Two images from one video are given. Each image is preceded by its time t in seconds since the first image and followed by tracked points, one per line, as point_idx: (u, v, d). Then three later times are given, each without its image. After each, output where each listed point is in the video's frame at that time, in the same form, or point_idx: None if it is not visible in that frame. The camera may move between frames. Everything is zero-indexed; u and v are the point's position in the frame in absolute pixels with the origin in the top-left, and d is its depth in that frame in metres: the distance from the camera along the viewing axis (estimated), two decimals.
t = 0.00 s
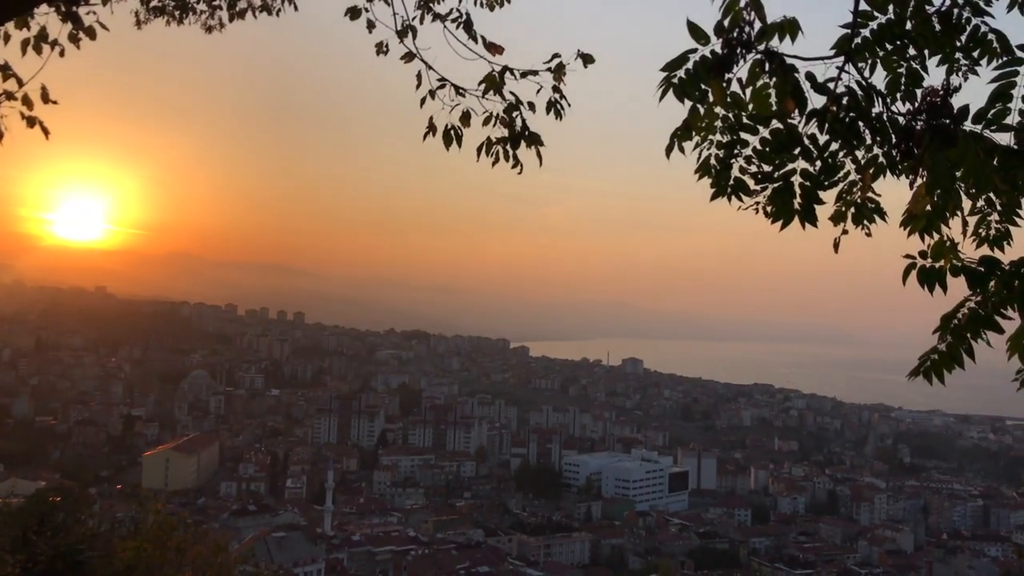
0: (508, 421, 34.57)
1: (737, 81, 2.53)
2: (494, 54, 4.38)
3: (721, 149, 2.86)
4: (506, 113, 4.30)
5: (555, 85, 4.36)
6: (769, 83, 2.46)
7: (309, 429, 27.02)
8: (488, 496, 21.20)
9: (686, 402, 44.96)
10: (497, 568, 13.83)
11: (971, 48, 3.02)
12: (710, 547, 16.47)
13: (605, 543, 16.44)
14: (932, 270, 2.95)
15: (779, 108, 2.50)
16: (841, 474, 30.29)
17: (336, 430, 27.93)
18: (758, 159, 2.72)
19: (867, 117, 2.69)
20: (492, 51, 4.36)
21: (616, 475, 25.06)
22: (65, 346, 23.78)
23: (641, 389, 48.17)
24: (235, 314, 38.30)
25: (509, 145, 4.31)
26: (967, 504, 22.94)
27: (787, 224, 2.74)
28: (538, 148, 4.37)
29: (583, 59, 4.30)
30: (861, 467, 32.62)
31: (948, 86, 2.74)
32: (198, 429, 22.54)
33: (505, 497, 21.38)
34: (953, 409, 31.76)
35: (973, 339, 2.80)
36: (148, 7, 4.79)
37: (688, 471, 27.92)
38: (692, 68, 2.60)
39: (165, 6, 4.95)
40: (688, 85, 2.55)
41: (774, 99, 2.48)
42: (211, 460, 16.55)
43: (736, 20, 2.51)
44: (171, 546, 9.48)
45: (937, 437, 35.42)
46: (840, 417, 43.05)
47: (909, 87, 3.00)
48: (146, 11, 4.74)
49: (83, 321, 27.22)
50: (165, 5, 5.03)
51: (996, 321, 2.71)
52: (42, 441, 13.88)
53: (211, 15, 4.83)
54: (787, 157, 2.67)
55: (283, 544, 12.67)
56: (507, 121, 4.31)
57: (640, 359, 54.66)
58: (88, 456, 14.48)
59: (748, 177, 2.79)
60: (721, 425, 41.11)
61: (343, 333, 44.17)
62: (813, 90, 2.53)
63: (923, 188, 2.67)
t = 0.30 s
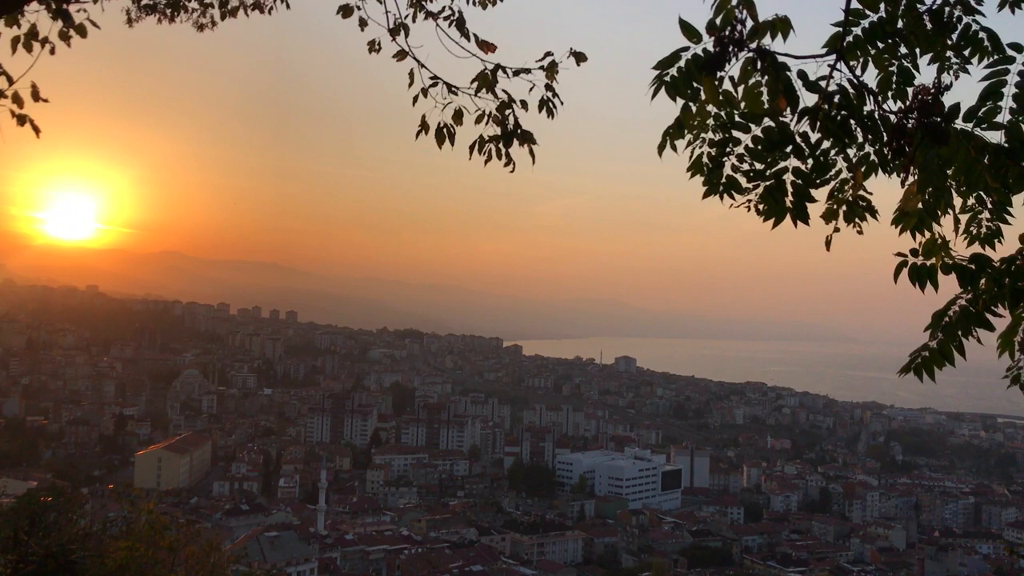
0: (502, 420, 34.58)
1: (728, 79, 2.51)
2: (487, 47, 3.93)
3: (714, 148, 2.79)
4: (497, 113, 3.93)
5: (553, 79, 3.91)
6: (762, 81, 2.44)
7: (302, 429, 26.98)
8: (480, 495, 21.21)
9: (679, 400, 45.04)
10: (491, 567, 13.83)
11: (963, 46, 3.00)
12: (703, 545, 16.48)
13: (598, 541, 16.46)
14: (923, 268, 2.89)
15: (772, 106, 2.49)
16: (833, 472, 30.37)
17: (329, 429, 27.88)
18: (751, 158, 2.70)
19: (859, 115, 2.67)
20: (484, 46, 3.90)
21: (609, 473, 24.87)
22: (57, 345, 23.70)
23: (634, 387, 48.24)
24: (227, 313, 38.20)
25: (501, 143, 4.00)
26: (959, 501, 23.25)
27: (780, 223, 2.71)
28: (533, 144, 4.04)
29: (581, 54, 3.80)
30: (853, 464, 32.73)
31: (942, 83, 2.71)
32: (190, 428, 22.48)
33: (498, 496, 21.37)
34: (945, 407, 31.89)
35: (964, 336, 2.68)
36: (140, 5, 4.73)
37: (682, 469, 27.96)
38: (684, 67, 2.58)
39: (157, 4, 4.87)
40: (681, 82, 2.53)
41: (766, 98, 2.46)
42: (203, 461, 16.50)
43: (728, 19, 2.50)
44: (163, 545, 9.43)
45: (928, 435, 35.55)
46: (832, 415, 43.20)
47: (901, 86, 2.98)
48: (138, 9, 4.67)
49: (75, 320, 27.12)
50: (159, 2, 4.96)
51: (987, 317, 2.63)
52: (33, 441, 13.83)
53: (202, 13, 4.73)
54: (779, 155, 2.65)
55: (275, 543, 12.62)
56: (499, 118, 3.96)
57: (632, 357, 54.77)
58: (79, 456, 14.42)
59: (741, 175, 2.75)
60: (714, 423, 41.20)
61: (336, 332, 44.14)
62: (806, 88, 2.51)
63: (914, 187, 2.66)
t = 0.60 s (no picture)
0: (494, 418, 34.60)
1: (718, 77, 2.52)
2: (478, 46, 3.83)
3: (704, 145, 2.78)
4: (488, 109, 3.85)
5: (543, 77, 3.80)
6: (751, 79, 2.45)
7: (294, 428, 26.93)
8: (473, 493, 21.22)
9: (671, 398, 45.11)
10: (484, 565, 13.83)
11: (951, 44, 3.01)
12: (695, 542, 16.49)
13: (590, 538, 16.47)
14: (914, 265, 2.89)
15: (762, 104, 2.50)
16: (825, 469, 30.47)
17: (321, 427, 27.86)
18: (740, 154, 2.70)
19: (849, 111, 2.67)
20: (475, 44, 3.81)
21: (601, 471, 25.01)
22: (47, 344, 23.63)
23: (626, 385, 48.31)
24: (218, 311, 38.12)
25: (492, 140, 3.90)
26: (949, 498, 23.45)
27: (771, 219, 2.69)
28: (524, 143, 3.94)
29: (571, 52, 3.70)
30: (844, 462, 32.80)
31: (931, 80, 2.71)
32: (182, 426, 22.46)
33: (490, 494, 21.37)
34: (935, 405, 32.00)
35: (954, 332, 2.62)
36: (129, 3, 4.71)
37: (674, 466, 28.00)
38: (675, 63, 2.59)
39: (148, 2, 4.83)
40: (671, 79, 2.54)
41: (756, 95, 2.48)
42: (195, 459, 16.48)
43: (719, 15, 2.50)
44: (154, 544, 9.40)
45: (919, 433, 35.68)
46: (824, 413, 43.33)
47: (891, 83, 2.99)
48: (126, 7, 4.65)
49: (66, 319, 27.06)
50: None
51: (976, 314, 2.60)
52: (23, 440, 13.79)
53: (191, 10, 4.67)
54: (769, 151, 2.65)
55: (268, 541, 12.61)
56: (490, 115, 3.87)
57: (624, 355, 54.81)
58: (70, 455, 14.40)
59: (731, 172, 2.75)
60: (705, 421, 41.29)
61: (328, 330, 44.10)
62: (796, 85, 2.51)
63: (904, 184, 2.66)
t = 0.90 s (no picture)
0: (485, 416, 34.61)
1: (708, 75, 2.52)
2: (469, 43, 3.83)
3: (694, 142, 2.78)
4: (479, 106, 3.85)
5: (534, 75, 3.79)
6: (741, 76, 2.45)
7: (284, 426, 26.87)
8: (464, 491, 21.22)
9: (662, 395, 45.19)
10: (475, 563, 13.82)
11: (941, 41, 3.02)
12: (686, 539, 16.52)
13: (581, 536, 16.49)
14: (903, 262, 2.89)
15: (751, 101, 2.50)
16: (815, 466, 30.56)
17: (312, 425, 27.81)
18: (730, 151, 2.69)
19: (838, 109, 2.67)
20: (466, 42, 3.81)
21: (592, 469, 25.03)
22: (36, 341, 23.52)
23: (617, 383, 48.37)
24: (209, 309, 38.02)
25: (483, 137, 3.90)
26: (939, 496, 23.54)
27: (759, 217, 2.69)
28: (514, 140, 3.94)
29: (562, 50, 3.69)
30: (834, 459, 32.90)
31: (919, 79, 2.71)
32: (172, 424, 22.39)
33: (481, 492, 21.37)
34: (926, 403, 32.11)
35: (942, 330, 2.59)
36: None
37: (665, 464, 28.04)
38: (665, 61, 2.58)
39: None
40: (661, 78, 2.54)
41: (746, 92, 2.47)
42: (185, 456, 16.44)
43: (709, 13, 2.51)
44: (144, 542, 9.34)
45: (908, 430, 35.83)
46: (814, 410, 43.47)
47: (880, 81, 2.98)
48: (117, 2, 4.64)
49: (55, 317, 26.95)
50: None
51: (965, 312, 2.58)
52: (12, 438, 13.72)
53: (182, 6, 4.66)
54: (759, 149, 2.65)
55: (259, 539, 12.58)
56: (480, 112, 3.88)
57: (615, 353, 54.91)
58: (59, 452, 14.34)
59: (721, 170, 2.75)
60: (696, 418, 41.38)
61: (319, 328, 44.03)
62: (785, 83, 2.52)
63: (892, 182, 2.66)
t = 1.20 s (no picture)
0: (475, 414, 34.61)
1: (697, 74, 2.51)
2: (458, 41, 3.81)
3: (683, 141, 2.77)
4: (469, 104, 3.82)
5: (523, 74, 3.77)
6: (730, 75, 2.44)
7: (274, 424, 26.79)
8: (453, 489, 21.23)
9: (651, 394, 45.28)
10: (464, 561, 13.82)
11: (929, 41, 3.02)
12: (675, 537, 16.55)
13: (570, 534, 16.50)
14: (891, 261, 2.89)
15: (741, 100, 2.49)
16: (803, 465, 30.67)
17: (301, 423, 27.72)
18: (719, 150, 2.68)
19: (827, 108, 2.67)
20: (456, 39, 3.79)
21: (581, 467, 25.04)
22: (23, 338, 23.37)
23: (607, 381, 48.41)
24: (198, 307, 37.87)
25: (472, 135, 3.87)
26: (926, 494, 23.66)
27: (749, 215, 2.68)
28: (503, 138, 3.92)
29: (551, 49, 3.68)
30: (822, 457, 33.04)
31: (908, 78, 2.70)
32: (160, 422, 22.31)
33: (471, 490, 21.36)
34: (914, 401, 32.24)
35: (930, 328, 2.61)
36: None
37: (654, 462, 28.08)
38: (654, 60, 2.58)
39: None
40: (651, 77, 2.53)
41: (735, 91, 2.46)
42: (174, 455, 16.38)
43: (698, 13, 2.50)
44: (132, 541, 9.28)
45: (896, 429, 35.99)
46: (802, 408, 43.63)
47: (869, 81, 2.96)
48: None
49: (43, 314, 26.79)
50: None
51: (953, 311, 2.58)
52: None
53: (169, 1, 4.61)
54: (748, 148, 2.64)
55: (247, 538, 12.55)
56: (469, 110, 3.85)
57: (605, 352, 54.99)
58: (46, 451, 14.26)
59: (710, 169, 2.74)
60: (685, 417, 41.47)
61: (308, 326, 43.92)
62: (774, 83, 2.51)
63: (880, 180, 2.66)
